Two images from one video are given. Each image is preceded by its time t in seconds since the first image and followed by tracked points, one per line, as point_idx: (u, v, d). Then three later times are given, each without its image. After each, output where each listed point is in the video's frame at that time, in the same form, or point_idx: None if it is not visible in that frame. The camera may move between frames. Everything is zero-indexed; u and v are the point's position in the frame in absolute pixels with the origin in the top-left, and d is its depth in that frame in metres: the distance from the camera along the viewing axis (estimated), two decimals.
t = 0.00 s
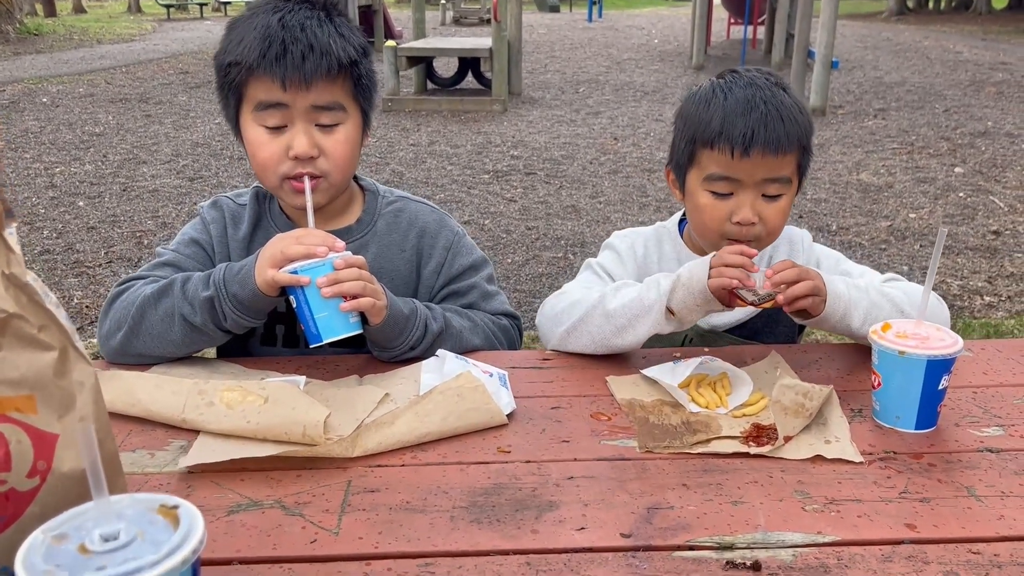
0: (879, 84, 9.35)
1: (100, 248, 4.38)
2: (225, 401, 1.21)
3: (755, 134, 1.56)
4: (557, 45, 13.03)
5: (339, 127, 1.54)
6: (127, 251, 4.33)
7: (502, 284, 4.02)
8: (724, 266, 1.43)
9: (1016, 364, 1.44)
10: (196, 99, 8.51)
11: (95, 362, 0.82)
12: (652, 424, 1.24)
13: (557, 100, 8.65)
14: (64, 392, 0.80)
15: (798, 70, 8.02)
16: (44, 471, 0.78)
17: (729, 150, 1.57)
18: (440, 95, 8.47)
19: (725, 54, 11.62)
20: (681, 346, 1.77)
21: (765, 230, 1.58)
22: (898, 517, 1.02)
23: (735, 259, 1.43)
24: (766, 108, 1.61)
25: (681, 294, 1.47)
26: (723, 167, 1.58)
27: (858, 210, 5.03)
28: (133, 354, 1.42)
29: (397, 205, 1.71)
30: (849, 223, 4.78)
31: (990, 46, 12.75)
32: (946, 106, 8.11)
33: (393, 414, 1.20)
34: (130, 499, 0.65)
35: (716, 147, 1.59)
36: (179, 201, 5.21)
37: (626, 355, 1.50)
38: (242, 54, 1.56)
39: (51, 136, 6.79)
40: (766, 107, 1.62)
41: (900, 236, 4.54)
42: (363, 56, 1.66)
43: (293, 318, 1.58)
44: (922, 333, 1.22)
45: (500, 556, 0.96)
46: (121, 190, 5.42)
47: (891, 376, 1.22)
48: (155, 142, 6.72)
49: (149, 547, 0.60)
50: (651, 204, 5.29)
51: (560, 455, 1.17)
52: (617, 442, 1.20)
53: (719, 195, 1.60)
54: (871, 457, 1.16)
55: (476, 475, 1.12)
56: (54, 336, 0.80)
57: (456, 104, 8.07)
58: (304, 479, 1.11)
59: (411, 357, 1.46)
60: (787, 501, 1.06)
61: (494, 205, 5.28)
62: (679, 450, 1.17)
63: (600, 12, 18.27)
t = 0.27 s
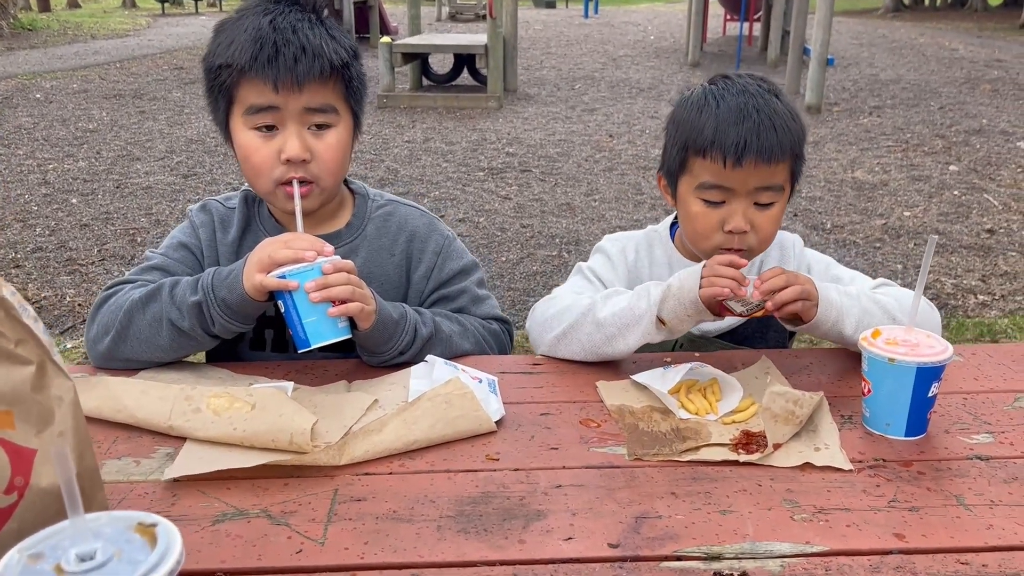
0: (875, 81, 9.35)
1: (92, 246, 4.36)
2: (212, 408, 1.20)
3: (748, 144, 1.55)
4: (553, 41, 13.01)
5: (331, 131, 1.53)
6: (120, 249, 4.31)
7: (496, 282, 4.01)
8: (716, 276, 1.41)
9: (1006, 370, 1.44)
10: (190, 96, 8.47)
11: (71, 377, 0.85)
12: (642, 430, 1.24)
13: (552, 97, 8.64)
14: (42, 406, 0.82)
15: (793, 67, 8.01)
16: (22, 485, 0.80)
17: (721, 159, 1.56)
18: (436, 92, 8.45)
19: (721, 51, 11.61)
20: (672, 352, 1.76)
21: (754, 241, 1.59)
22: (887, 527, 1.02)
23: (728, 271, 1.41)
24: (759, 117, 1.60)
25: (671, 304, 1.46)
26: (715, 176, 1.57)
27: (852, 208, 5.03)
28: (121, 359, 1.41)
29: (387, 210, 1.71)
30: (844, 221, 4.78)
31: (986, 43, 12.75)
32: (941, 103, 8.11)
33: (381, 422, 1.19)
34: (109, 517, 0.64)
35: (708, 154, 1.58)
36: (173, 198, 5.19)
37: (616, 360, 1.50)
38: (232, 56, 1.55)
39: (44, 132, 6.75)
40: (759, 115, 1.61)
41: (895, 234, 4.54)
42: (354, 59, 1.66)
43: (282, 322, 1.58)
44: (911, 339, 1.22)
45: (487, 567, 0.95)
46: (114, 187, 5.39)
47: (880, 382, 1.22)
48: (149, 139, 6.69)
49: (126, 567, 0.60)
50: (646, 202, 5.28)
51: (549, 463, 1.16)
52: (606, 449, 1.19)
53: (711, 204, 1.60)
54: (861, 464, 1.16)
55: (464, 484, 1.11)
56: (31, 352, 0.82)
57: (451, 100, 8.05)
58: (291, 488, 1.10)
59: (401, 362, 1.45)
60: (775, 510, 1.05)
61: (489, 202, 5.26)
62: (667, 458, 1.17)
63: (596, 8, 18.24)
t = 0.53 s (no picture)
0: (871, 79, 9.36)
1: (88, 244, 4.35)
2: (203, 416, 1.20)
3: (741, 155, 1.55)
4: (549, 38, 12.99)
5: (328, 139, 1.54)
6: (115, 247, 4.30)
7: (492, 281, 4.01)
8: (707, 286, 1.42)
9: (997, 377, 1.44)
10: (186, 93, 8.45)
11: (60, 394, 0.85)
12: (633, 439, 1.24)
13: (549, 94, 8.63)
14: (30, 423, 0.82)
15: (790, 65, 8.01)
16: (9, 504, 0.79)
17: (714, 169, 1.56)
18: (432, 89, 8.44)
19: (717, 49, 11.61)
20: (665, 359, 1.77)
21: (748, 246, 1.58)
22: (875, 537, 1.02)
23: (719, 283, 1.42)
24: (753, 128, 1.61)
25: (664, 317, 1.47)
26: (709, 185, 1.58)
27: (848, 207, 5.04)
28: (113, 365, 1.40)
29: (379, 215, 1.71)
30: (839, 220, 4.79)
31: (982, 40, 12.76)
32: (937, 102, 8.12)
33: (372, 430, 1.20)
34: (97, 538, 0.64)
35: (702, 164, 1.58)
36: (169, 197, 5.18)
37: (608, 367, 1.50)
38: (227, 67, 1.55)
39: (40, 129, 6.74)
40: (753, 126, 1.61)
41: (890, 234, 4.55)
42: (347, 67, 1.66)
43: (275, 329, 1.58)
44: (902, 348, 1.23)
45: None
46: (109, 185, 5.38)
47: (871, 391, 1.22)
48: (144, 136, 6.68)
49: None
50: (642, 201, 5.28)
51: (540, 472, 1.16)
52: (598, 458, 1.20)
53: (704, 213, 1.60)
54: (851, 473, 1.16)
55: (455, 493, 1.11)
56: (19, 369, 0.82)
57: (447, 98, 8.04)
58: (282, 497, 1.10)
59: (393, 368, 1.45)
60: (765, 520, 1.06)
61: (485, 201, 5.26)
62: (658, 467, 1.17)
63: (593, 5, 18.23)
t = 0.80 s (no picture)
0: (868, 76, 9.37)
1: (85, 243, 4.35)
2: (202, 417, 1.21)
3: (738, 155, 1.56)
4: (547, 35, 12.99)
5: (327, 139, 1.54)
6: (112, 246, 4.30)
7: (489, 280, 4.02)
8: (700, 286, 1.42)
9: (990, 377, 1.45)
10: (182, 90, 8.44)
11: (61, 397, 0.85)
12: (629, 439, 1.25)
13: (546, 92, 8.63)
14: (31, 426, 0.82)
15: (787, 62, 8.02)
16: (10, 507, 0.80)
17: (711, 169, 1.57)
18: (429, 87, 8.43)
19: (714, 46, 11.61)
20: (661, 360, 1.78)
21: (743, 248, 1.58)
22: (869, 537, 1.03)
23: (712, 282, 1.42)
24: (749, 128, 1.62)
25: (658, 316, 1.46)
26: (706, 185, 1.58)
27: (844, 205, 5.05)
28: (111, 366, 1.41)
29: (377, 216, 1.71)
30: (835, 218, 4.80)
31: (978, 38, 12.77)
32: (933, 99, 8.13)
33: (370, 432, 1.20)
34: (96, 539, 0.65)
35: (699, 165, 1.59)
36: (166, 195, 5.18)
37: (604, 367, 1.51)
38: (225, 71, 1.55)
39: (36, 127, 6.72)
40: (749, 125, 1.62)
41: (886, 232, 4.56)
42: (343, 67, 1.67)
43: (273, 330, 1.58)
44: (896, 349, 1.24)
45: None
46: (106, 183, 5.38)
47: (866, 392, 1.23)
48: (141, 134, 6.67)
49: None
50: (639, 199, 5.29)
51: (537, 472, 1.17)
52: (594, 458, 1.20)
53: (701, 213, 1.60)
54: (845, 474, 1.17)
55: (452, 493, 1.12)
56: (20, 375, 0.82)
57: (444, 95, 8.03)
58: (280, 498, 1.11)
59: (392, 368, 1.45)
60: (760, 520, 1.07)
61: (482, 199, 5.27)
62: (654, 467, 1.18)
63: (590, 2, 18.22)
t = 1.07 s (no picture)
0: (865, 73, 9.39)
1: (84, 240, 4.35)
2: (208, 410, 1.22)
3: (733, 121, 1.59)
4: (544, 32, 12.99)
5: (330, 136, 1.56)
6: (112, 243, 4.31)
7: (487, 276, 4.04)
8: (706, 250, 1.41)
9: (987, 370, 1.47)
10: (180, 88, 8.44)
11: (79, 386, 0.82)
12: (631, 431, 1.26)
13: (544, 89, 8.64)
14: (49, 417, 0.80)
15: (784, 59, 8.03)
16: (29, 495, 0.78)
17: (708, 138, 1.59)
18: (427, 84, 8.44)
19: (712, 43, 11.62)
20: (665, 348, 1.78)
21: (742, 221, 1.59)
22: (868, 527, 1.05)
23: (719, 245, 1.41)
24: (743, 98, 1.65)
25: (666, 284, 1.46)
26: (703, 155, 1.60)
27: (841, 202, 5.07)
28: (115, 360, 1.42)
29: (378, 213, 1.72)
30: (833, 215, 4.82)
31: (975, 35, 12.79)
32: (930, 97, 8.16)
33: (375, 424, 1.21)
34: (113, 526, 0.66)
35: (695, 135, 1.61)
36: (164, 192, 5.18)
37: (605, 360, 1.52)
38: (230, 67, 1.56)
39: (34, 124, 6.72)
40: (743, 96, 1.65)
41: (883, 228, 4.58)
42: (346, 64, 1.68)
43: (277, 324, 1.59)
44: (894, 341, 1.25)
45: (480, 567, 0.98)
46: (105, 180, 5.38)
47: (866, 384, 1.24)
48: (139, 131, 6.67)
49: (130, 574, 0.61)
50: (637, 196, 5.31)
51: (540, 464, 1.19)
52: (596, 450, 1.22)
53: (700, 186, 1.62)
54: (844, 465, 1.19)
55: (456, 484, 1.13)
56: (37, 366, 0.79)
57: (442, 92, 8.04)
58: (287, 489, 1.12)
59: (394, 362, 1.47)
60: (760, 510, 1.08)
61: (480, 196, 5.28)
62: (656, 459, 1.19)
63: None
